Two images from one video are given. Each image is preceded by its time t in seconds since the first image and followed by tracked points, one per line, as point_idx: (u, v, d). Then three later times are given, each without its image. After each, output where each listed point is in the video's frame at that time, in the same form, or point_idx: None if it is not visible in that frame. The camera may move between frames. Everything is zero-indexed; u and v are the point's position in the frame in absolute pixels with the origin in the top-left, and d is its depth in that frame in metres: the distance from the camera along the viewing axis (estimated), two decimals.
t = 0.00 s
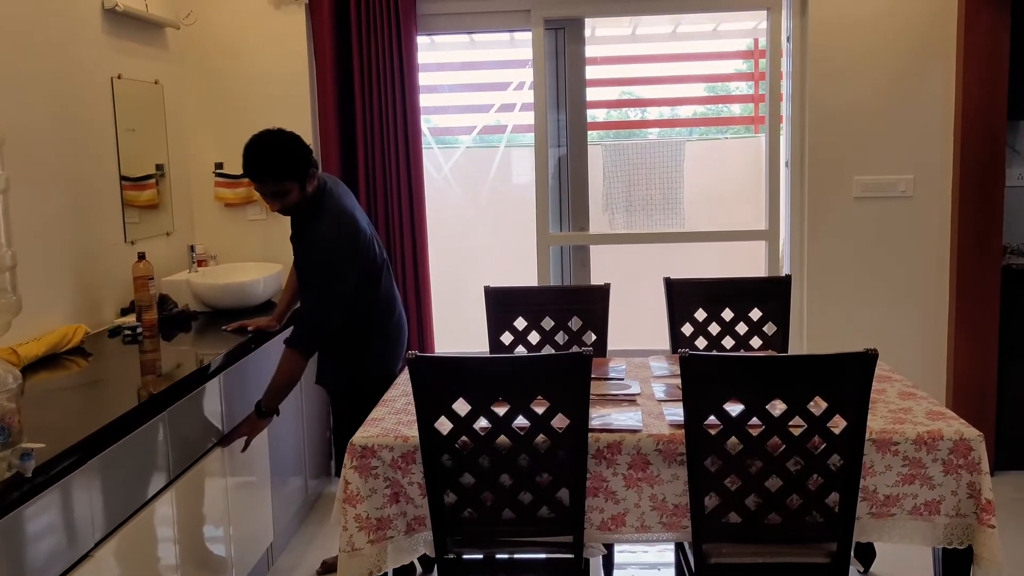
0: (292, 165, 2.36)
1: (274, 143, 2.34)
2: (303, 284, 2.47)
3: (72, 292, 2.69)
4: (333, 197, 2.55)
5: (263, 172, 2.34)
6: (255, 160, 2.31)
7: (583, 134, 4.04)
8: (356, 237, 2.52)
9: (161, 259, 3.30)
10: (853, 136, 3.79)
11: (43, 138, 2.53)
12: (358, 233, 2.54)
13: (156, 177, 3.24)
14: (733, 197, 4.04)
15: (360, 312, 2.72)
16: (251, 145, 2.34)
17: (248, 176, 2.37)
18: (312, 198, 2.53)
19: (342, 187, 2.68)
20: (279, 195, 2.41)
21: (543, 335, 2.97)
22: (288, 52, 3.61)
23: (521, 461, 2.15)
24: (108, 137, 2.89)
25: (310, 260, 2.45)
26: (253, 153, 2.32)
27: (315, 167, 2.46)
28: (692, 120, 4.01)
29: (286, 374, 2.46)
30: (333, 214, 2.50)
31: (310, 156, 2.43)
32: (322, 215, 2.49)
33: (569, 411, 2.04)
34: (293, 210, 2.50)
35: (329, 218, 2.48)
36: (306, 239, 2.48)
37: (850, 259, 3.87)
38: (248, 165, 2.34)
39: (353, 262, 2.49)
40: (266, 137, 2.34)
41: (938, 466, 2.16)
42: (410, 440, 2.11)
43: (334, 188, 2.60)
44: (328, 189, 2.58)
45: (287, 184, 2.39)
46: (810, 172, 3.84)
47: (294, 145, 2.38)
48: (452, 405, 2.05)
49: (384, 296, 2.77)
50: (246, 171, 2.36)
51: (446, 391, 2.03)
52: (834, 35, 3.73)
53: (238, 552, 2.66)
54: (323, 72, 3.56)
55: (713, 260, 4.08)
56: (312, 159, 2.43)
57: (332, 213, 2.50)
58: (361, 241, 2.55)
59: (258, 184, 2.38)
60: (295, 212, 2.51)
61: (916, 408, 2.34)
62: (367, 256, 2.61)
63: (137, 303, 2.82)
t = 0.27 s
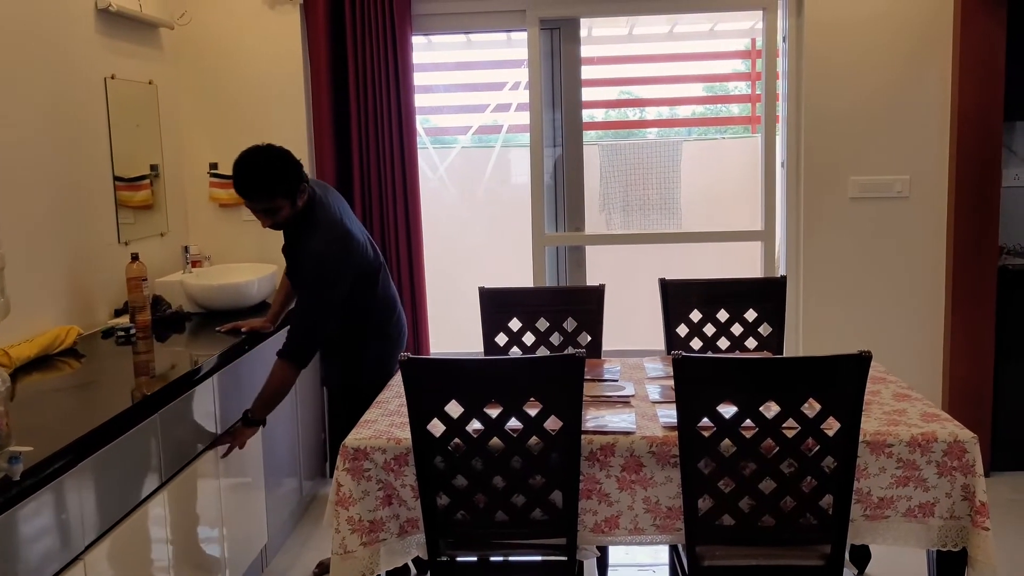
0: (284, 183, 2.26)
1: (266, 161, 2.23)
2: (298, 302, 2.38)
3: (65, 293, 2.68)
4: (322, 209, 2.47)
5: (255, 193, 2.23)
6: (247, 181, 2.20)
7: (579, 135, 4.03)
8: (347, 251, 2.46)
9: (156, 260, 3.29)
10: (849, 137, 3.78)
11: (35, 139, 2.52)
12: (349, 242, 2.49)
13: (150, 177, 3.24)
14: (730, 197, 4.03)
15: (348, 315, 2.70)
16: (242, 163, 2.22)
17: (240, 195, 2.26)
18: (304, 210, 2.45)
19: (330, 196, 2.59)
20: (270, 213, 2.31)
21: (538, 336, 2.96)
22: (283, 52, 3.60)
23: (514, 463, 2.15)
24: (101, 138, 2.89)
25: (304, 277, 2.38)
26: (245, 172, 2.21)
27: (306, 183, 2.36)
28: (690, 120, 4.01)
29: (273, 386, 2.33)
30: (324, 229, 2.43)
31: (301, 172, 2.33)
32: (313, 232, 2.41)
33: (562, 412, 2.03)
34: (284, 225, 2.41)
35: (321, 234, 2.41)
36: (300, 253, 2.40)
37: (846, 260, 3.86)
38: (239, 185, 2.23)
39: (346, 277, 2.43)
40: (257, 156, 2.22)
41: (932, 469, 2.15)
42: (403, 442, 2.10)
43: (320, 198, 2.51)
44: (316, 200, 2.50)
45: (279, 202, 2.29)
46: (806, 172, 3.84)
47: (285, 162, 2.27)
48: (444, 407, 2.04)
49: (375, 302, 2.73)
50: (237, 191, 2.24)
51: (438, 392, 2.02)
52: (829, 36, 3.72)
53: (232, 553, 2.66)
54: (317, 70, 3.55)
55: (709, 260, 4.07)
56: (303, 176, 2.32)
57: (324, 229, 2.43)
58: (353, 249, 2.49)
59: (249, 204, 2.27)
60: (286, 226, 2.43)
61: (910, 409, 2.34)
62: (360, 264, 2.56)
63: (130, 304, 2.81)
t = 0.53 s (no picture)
0: (280, 184, 2.26)
1: (261, 163, 2.23)
2: (300, 301, 2.37)
3: (57, 292, 2.68)
4: (316, 207, 2.48)
5: (252, 195, 2.23)
6: (243, 184, 2.20)
7: (571, 134, 4.05)
8: (346, 246, 2.47)
9: (148, 259, 3.29)
10: (840, 136, 3.80)
11: (27, 138, 2.52)
12: (346, 240, 2.49)
13: (143, 176, 3.23)
14: (722, 196, 4.04)
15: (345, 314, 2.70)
16: (236, 166, 2.22)
17: (236, 198, 2.26)
18: (299, 211, 2.45)
19: (321, 196, 2.60)
20: (266, 215, 2.30)
21: (530, 335, 2.97)
22: (276, 51, 3.61)
23: (506, 461, 2.15)
24: (93, 137, 2.89)
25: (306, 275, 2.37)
26: (241, 174, 2.21)
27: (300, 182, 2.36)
28: (682, 118, 4.03)
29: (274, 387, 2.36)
30: (321, 227, 2.44)
31: (294, 171, 2.33)
32: (311, 229, 2.42)
33: (553, 410, 2.04)
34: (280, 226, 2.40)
35: (320, 230, 2.41)
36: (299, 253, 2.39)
37: (837, 258, 3.88)
38: (235, 188, 2.23)
39: (347, 275, 2.43)
40: (251, 157, 2.23)
41: (921, 466, 2.17)
42: (395, 440, 2.11)
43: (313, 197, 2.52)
44: (309, 200, 2.50)
45: (276, 203, 2.28)
46: (798, 171, 3.85)
47: (279, 161, 2.28)
48: (436, 405, 2.05)
49: (370, 299, 2.73)
50: (233, 194, 2.24)
51: (430, 390, 2.03)
52: (821, 36, 3.74)
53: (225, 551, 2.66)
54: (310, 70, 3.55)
55: (700, 259, 4.09)
56: (298, 174, 2.33)
57: (322, 225, 2.43)
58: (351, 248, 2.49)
59: (244, 206, 2.26)
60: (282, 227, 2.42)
61: (899, 407, 2.35)
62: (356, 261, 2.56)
63: (122, 303, 2.81)
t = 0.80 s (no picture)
0: (278, 183, 2.28)
1: (259, 163, 2.24)
2: (304, 298, 2.38)
3: (53, 289, 2.69)
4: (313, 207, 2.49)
5: (251, 194, 2.24)
6: (243, 184, 2.21)
7: (563, 133, 4.07)
8: (346, 244, 2.48)
9: (143, 257, 3.30)
10: (830, 135, 3.84)
11: (23, 136, 2.53)
12: (348, 237, 2.50)
13: (136, 174, 3.23)
14: (713, 194, 4.08)
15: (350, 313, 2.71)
16: (234, 166, 2.24)
17: (235, 198, 2.27)
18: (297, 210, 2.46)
19: (316, 196, 2.62)
20: (264, 214, 2.32)
21: (523, 332, 2.99)
22: (269, 50, 3.62)
23: (501, 456, 2.18)
24: (88, 135, 2.89)
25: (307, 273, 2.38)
26: (239, 174, 2.22)
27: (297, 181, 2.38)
28: (672, 117, 4.06)
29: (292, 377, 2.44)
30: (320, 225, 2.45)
31: (292, 170, 2.35)
32: (310, 228, 2.43)
33: (548, 406, 2.06)
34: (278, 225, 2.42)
35: (319, 229, 2.42)
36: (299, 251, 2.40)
37: (827, 256, 3.92)
38: (234, 188, 2.24)
39: (348, 272, 2.44)
40: (249, 157, 2.24)
41: (909, 460, 2.21)
42: (391, 435, 2.13)
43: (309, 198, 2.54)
44: (305, 201, 2.52)
45: (273, 203, 2.30)
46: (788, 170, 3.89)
47: (277, 161, 2.29)
48: (432, 401, 2.07)
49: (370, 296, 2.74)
50: (232, 195, 2.25)
51: (426, 386, 2.05)
52: (810, 36, 3.78)
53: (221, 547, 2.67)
54: (304, 68, 3.57)
55: (690, 257, 4.12)
56: (295, 173, 2.35)
57: (320, 224, 2.45)
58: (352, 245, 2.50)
59: (241, 205, 2.28)
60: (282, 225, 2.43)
61: (888, 402, 2.39)
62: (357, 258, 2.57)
63: (118, 300, 2.82)
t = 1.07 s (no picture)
0: (275, 180, 2.30)
1: (255, 162, 2.27)
2: (312, 290, 2.39)
3: (48, 286, 2.69)
4: (310, 203, 2.52)
5: (251, 191, 2.26)
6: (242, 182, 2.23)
7: (552, 131, 4.10)
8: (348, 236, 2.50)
9: (136, 254, 3.30)
10: (816, 133, 3.89)
11: (18, 133, 2.54)
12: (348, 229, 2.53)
13: (129, 171, 3.24)
14: (702, 191, 4.12)
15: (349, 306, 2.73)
16: (232, 166, 2.26)
17: (233, 197, 2.29)
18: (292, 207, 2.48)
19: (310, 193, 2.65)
20: (262, 211, 2.33)
21: (515, 327, 3.02)
22: (262, 47, 3.63)
23: (496, 448, 2.21)
24: (82, 132, 2.90)
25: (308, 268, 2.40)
26: (237, 173, 2.24)
27: (294, 178, 2.40)
28: (657, 116, 4.11)
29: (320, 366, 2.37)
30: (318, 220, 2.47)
31: (287, 167, 2.37)
32: (308, 224, 2.45)
33: (543, 398, 2.10)
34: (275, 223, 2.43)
35: (317, 224, 2.44)
36: (303, 246, 2.41)
37: (814, 252, 3.98)
38: (232, 187, 2.26)
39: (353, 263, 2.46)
40: (246, 156, 2.26)
41: (896, 450, 2.25)
42: (388, 429, 2.16)
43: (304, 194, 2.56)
44: (300, 198, 2.54)
45: (272, 200, 2.32)
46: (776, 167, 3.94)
47: (273, 159, 2.32)
48: (428, 394, 2.09)
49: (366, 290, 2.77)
50: (230, 193, 2.27)
51: (423, 380, 2.07)
52: (798, 35, 3.83)
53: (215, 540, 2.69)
54: (295, 63, 3.59)
55: (679, 253, 4.16)
56: (291, 170, 2.37)
57: (318, 219, 2.47)
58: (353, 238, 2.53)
59: (240, 204, 2.30)
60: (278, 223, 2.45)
61: (875, 394, 2.44)
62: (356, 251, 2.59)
63: (112, 296, 2.83)
